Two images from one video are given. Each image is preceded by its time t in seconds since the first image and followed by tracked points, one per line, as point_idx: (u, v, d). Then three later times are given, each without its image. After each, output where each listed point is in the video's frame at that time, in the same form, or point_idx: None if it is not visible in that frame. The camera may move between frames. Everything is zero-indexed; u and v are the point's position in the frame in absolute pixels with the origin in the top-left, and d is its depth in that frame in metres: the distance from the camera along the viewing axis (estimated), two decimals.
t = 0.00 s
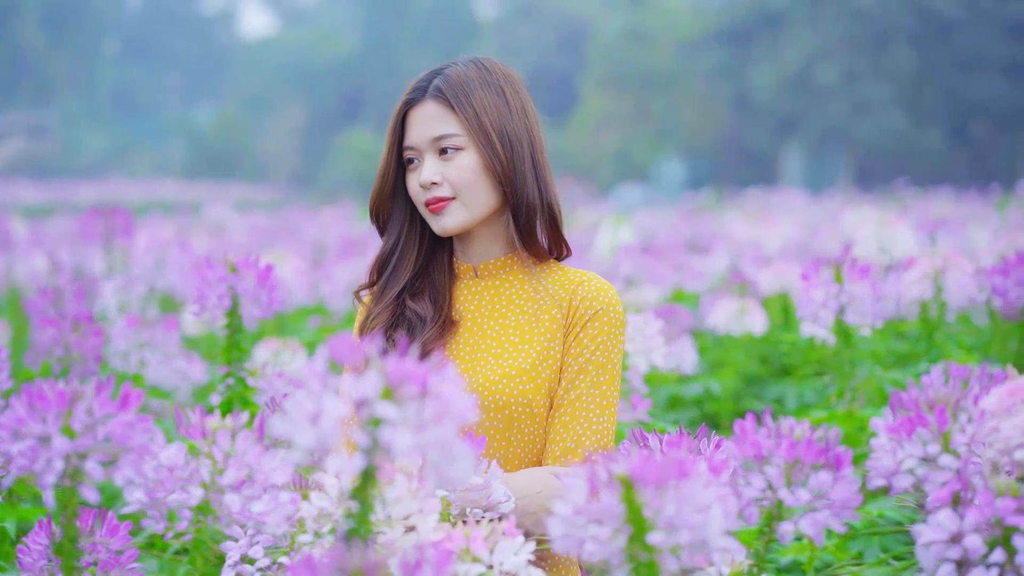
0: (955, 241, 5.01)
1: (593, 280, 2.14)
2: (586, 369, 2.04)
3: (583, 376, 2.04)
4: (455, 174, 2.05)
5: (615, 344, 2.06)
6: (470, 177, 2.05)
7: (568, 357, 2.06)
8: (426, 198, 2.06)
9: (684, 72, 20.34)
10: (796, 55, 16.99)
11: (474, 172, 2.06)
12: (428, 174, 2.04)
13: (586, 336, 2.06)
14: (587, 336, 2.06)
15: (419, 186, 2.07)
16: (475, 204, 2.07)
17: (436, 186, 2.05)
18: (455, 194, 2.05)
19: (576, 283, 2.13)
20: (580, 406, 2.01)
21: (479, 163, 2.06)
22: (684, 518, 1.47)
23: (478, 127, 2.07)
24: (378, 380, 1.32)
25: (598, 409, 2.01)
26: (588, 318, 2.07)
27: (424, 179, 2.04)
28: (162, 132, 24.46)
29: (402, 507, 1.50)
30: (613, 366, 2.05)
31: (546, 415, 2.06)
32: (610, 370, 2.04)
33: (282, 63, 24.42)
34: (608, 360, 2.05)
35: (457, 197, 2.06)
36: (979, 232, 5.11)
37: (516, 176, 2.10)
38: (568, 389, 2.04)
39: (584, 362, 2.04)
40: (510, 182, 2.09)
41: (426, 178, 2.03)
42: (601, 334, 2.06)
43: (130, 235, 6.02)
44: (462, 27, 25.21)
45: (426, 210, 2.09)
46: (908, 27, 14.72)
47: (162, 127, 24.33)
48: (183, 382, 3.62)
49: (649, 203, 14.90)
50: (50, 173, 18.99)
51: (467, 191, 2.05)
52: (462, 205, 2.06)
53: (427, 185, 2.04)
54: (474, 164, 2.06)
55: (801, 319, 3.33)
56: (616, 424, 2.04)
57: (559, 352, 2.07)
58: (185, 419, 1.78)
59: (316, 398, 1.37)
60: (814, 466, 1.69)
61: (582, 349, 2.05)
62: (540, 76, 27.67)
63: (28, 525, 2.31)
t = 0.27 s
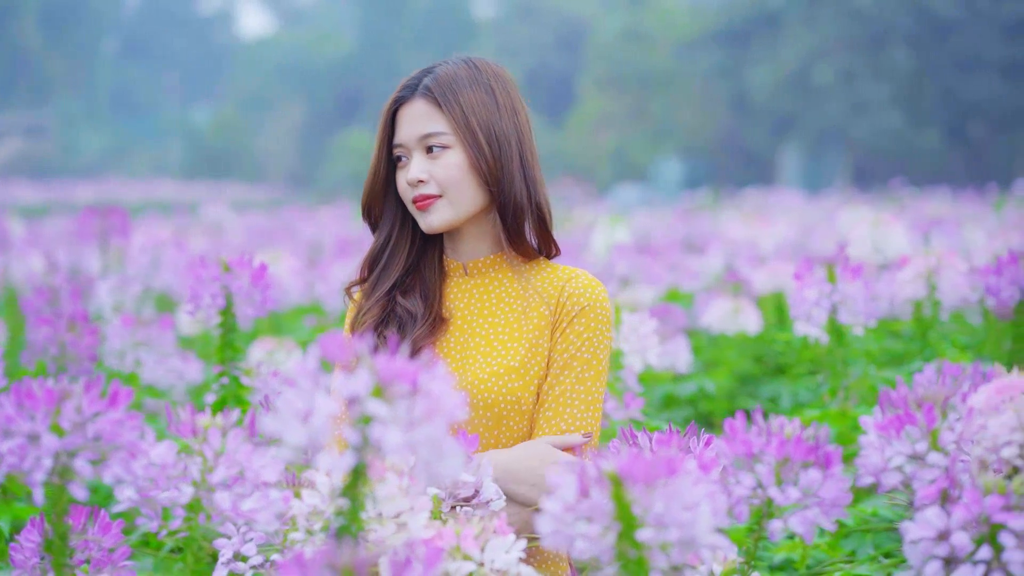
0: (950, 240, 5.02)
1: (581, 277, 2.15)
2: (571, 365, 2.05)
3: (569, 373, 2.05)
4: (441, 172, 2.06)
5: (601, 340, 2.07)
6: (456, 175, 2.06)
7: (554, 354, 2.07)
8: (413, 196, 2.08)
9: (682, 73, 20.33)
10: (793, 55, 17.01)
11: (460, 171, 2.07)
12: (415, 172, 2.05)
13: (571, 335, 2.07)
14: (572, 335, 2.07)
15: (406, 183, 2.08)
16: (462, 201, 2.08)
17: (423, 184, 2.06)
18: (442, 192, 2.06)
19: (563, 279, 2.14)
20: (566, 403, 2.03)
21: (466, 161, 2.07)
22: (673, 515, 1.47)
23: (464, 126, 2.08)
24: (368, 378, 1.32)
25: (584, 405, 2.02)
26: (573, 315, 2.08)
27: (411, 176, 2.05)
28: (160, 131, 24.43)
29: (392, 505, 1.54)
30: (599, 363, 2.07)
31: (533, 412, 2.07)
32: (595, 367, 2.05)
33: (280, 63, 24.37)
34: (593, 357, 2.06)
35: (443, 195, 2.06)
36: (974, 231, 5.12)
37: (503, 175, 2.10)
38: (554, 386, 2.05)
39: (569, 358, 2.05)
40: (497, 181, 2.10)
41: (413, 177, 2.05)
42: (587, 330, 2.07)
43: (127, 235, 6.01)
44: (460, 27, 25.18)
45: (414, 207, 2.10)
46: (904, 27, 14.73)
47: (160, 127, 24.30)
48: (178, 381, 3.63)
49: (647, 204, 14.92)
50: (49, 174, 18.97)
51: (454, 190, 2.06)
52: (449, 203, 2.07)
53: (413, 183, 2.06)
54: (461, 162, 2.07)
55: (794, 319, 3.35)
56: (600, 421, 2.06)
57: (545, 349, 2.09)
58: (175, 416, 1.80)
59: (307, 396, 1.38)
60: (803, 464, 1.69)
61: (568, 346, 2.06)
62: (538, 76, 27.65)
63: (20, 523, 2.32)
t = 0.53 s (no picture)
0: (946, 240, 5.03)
1: (569, 274, 2.16)
2: (558, 362, 2.06)
3: (558, 370, 2.06)
4: (428, 171, 2.06)
5: (589, 337, 2.09)
6: (443, 173, 2.07)
7: (542, 352, 2.08)
8: (401, 194, 2.09)
9: (681, 73, 20.32)
10: (792, 55, 17.02)
11: (447, 169, 2.07)
12: (402, 170, 2.06)
13: (558, 332, 2.08)
14: (559, 332, 2.08)
15: (394, 182, 2.09)
16: (449, 200, 2.09)
17: (410, 183, 2.07)
18: (428, 191, 2.07)
19: (552, 277, 2.15)
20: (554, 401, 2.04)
21: (453, 160, 2.08)
22: (663, 515, 1.47)
23: (452, 126, 2.09)
24: (361, 378, 1.32)
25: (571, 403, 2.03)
26: (560, 312, 2.09)
27: (399, 175, 2.06)
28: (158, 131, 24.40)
29: (384, 505, 1.52)
30: (587, 360, 2.08)
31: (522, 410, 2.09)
32: (583, 364, 2.07)
33: (278, 63, 24.33)
34: (579, 353, 2.07)
35: (430, 194, 2.07)
36: (970, 231, 5.13)
37: (491, 174, 2.11)
38: (543, 383, 2.07)
39: (556, 355, 2.06)
40: (484, 181, 2.10)
41: (400, 175, 2.06)
42: (574, 327, 2.08)
43: (123, 235, 6.01)
44: (458, 26, 25.15)
45: (401, 205, 2.11)
46: (902, 27, 14.73)
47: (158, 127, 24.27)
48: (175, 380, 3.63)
49: (645, 203, 14.93)
50: (47, 174, 18.95)
51: (441, 187, 2.07)
52: (436, 201, 2.08)
53: (401, 182, 2.07)
54: (448, 161, 2.07)
55: (789, 318, 3.37)
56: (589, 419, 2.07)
57: (533, 347, 2.10)
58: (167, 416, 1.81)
59: (300, 396, 1.36)
60: (793, 464, 1.70)
61: (556, 343, 2.07)
62: (537, 75, 27.65)
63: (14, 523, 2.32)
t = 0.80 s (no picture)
0: (943, 240, 5.04)
1: (558, 272, 2.17)
2: (549, 362, 2.07)
3: (547, 369, 2.07)
4: (417, 169, 2.07)
5: (577, 336, 2.10)
6: (432, 172, 2.08)
7: (532, 351, 2.09)
8: (390, 192, 2.10)
9: (680, 73, 20.31)
10: (791, 56, 17.05)
11: (437, 168, 2.08)
12: (392, 168, 2.08)
13: (548, 330, 2.09)
14: (549, 329, 2.09)
15: (384, 180, 2.11)
16: (437, 199, 2.09)
17: (399, 180, 2.08)
18: (417, 188, 2.08)
19: (542, 276, 2.16)
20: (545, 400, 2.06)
21: (442, 159, 2.09)
22: (654, 514, 1.49)
23: (442, 125, 2.10)
24: (354, 378, 1.31)
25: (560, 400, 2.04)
26: (549, 310, 2.10)
27: (388, 172, 2.08)
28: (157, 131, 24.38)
29: (377, 505, 1.51)
30: (576, 358, 2.09)
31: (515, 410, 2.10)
32: (572, 362, 2.08)
33: (277, 63, 24.30)
34: (569, 351, 2.08)
35: (419, 192, 2.08)
36: (967, 232, 5.13)
37: (480, 173, 2.11)
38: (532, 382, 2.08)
39: (547, 354, 2.07)
40: (473, 179, 2.11)
41: (389, 172, 2.07)
42: (563, 325, 2.09)
43: (121, 235, 6.01)
44: (458, 26, 25.12)
45: (391, 204, 2.12)
46: (902, 28, 14.73)
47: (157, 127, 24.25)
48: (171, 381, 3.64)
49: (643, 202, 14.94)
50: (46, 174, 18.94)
51: (429, 185, 2.08)
52: (424, 199, 2.09)
53: (390, 179, 2.08)
54: (437, 159, 2.08)
55: (785, 318, 3.37)
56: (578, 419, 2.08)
57: (523, 346, 2.11)
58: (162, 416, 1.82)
59: (293, 396, 1.35)
60: (785, 464, 1.71)
61: (544, 340, 2.08)
62: (536, 75, 27.61)
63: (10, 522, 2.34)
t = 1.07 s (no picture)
0: (939, 239, 5.06)
1: (547, 270, 2.19)
2: (539, 361, 2.09)
3: (538, 367, 2.09)
4: (406, 164, 2.08)
5: (567, 334, 2.11)
6: (421, 167, 2.08)
7: (523, 350, 2.11)
8: (379, 187, 2.11)
9: (680, 73, 20.30)
10: (790, 56, 17.06)
11: (425, 163, 2.09)
12: (380, 163, 2.09)
13: (538, 327, 2.11)
14: (539, 327, 2.11)
15: (373, 175, 2.12)
16: (425, 194, 2.10)
17: (388, 175, 2.09)
18: (405, 183, 2.08)
19: (531, 275, 2.18)
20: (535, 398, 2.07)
21: (431, 154, 2.10)
22: (646, 511, 1.48)
23: (431, 121, 2.11)
24: (342, 373, 1.33)
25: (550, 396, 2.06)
26: (538, 308, 2.12)
27: (377, 167, 2.09)
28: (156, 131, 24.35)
29: (370, 502, 1.49)
30: (566, 356, 2.11)
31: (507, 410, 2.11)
32: (562, 361, 2.10)
33: (276, 63, 24.27)
34: (558, 348, 2.10)
35: (406, 187, 2.09)
36: (963, 231, 5.15)
37: (469, 170, 2.12)
38: (523, 381, 2.09)
39: (537, 353, 2.09)
40: (462, 175, 2.11)
41: (378, 167, 2.08)
42: (553, 323, 2.11)
43: (118, 234, 6.01)
44: (457, 26, 25.09)
45: (379, 199, 2.13)
46: (901, 27, 14.73)
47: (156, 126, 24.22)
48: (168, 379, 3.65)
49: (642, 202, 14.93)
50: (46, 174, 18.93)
51: (417, 181, 2.08)
52: (412, 195, 2.09)
53: (379, 174, 2.09)
54: (426, 155, 2.09)
55: (780, 316, 3.41)
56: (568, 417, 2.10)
57: (512, 345, 2.12)
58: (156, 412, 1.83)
59: (283, 392, 1.36)
60: (778, 461, 1.76)
61: (535, 339, 2.10)
62: (535, 75, 27.58)
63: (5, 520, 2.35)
